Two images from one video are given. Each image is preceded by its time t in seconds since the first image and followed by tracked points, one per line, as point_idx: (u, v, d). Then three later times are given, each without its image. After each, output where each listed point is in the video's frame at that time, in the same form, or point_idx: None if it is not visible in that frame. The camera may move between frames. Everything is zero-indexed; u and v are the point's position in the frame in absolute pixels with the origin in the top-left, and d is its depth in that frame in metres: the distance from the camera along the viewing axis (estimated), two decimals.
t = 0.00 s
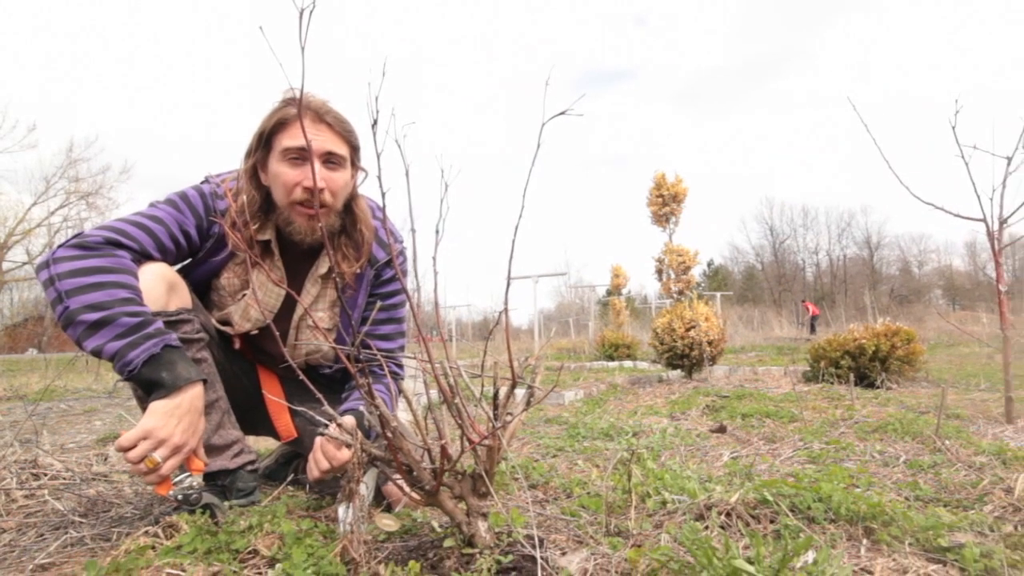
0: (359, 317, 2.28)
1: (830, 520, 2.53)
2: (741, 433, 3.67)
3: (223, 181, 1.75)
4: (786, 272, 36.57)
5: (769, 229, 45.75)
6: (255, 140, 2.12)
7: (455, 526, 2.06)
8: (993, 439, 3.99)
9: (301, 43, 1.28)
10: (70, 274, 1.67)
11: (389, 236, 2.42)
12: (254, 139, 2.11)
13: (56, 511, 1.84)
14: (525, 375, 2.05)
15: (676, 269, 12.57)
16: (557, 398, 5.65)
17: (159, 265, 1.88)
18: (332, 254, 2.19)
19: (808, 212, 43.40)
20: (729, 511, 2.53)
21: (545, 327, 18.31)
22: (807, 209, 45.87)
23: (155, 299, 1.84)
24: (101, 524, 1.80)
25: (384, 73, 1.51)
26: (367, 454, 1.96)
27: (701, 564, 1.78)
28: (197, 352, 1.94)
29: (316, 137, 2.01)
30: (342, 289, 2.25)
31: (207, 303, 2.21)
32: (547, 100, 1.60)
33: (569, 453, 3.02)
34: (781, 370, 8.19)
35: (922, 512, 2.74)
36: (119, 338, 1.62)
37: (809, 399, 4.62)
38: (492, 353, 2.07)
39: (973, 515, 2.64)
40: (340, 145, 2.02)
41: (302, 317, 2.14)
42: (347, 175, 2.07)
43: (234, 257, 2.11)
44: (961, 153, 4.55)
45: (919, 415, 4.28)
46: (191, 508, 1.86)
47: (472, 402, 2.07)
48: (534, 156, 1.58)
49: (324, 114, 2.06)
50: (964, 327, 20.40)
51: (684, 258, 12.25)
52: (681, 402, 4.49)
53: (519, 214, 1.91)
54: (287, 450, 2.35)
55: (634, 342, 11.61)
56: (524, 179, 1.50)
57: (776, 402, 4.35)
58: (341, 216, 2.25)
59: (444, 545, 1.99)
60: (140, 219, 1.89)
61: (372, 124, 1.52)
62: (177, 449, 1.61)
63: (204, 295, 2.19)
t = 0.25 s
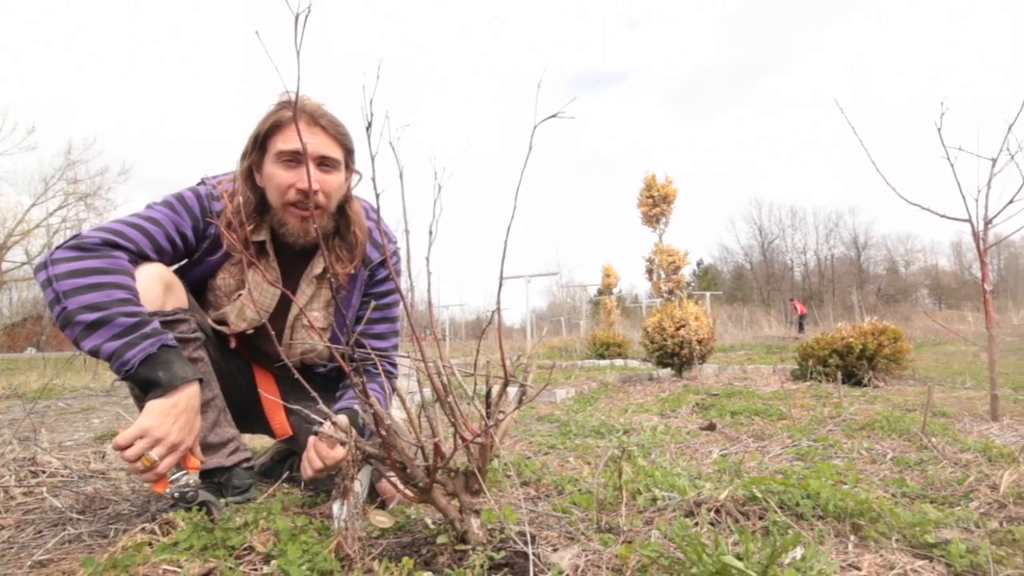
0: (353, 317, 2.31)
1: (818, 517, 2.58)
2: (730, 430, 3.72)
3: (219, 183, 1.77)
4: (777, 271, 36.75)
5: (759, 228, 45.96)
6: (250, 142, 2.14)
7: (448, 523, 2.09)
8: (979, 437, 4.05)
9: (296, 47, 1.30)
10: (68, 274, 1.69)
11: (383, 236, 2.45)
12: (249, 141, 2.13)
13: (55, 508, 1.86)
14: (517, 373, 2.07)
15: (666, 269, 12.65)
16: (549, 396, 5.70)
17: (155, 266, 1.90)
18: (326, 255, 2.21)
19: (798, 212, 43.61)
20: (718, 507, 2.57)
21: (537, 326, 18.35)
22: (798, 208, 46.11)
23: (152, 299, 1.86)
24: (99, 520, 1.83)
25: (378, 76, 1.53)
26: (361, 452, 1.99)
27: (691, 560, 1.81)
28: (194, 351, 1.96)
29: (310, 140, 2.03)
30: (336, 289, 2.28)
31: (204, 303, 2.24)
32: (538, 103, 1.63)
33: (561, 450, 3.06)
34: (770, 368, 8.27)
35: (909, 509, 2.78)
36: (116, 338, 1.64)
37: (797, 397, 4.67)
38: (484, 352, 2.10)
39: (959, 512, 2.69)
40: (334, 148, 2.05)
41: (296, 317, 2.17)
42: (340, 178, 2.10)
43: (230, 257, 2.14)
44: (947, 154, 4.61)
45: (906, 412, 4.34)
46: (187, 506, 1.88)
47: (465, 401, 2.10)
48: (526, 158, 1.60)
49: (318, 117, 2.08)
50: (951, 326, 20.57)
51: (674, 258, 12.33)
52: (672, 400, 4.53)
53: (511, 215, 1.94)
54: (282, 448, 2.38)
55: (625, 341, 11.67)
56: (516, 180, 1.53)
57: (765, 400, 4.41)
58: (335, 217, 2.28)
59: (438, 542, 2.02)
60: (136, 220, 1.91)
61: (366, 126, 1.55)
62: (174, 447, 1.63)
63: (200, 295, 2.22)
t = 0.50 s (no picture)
0: (348, 313, 2.34)
1: (809, 511, 2.62)
2: (722, 426, 3.76)
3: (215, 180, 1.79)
4: (769, 269, 36.89)
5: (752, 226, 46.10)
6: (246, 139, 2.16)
7: (443, 517, 2.12)
8: (968, 432, 4.10)
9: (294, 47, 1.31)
10: (67, 272, 1.71)
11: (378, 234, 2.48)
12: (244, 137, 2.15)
13: (55, 502, 1.89)
14: (511, 370, 2.10)
15: (659, 267, 12.71)
16: (542, 392, 5.73)
17: (154, 263, 1.92)
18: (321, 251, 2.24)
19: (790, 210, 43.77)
20: (710, 502, 2.60)
21: (530, 323, 18.40)
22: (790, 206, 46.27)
23: (150, 296, 1.88)
24: (98, 515, 1.85)
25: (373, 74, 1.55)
26: (357, 447, 2.01)
27: (683, 553, 1.84)
28: (192, 347, 1.98)
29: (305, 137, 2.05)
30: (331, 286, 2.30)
31: (201, 300, 2.27)
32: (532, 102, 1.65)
33: (554, 445, 3.10)
34: (761, 365, 8.33)
35: (898, 504, 2.83)
36: (115, 335, 1.67)
37: (788, 393, 4.72)
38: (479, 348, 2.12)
39: (948, 507, 2.73)
40: (329, 145, 2.07)
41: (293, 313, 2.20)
42: (335, 175, 2.12)
43: (227, 254, 2.17)
44: (936, 153, 4.66)
45: (895, 408, 4.39)
46: (185, 500, 1.90)
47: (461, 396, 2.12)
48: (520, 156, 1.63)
49: (313, 115, 2.11)
50: (942, 323, 20.72)
51: (666, 256, 12.38)
52: (664, 396, 4.58)
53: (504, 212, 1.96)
54: (279, 443, 2.41)
55: (618, 338, 11.73)
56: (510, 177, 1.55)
57: (756, 396, 4.45)
58: (329, 214, 2.31)
59: (433, 536, 2.05)
60: (134, 218, 1.94)
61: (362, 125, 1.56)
62: (173, 442, 1.65)
63: (198, 292, 2.24)
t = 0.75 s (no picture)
0: (346, 310, 2.36)
1: (801, 507, 2.65)
2: (715, 423, 3.79)
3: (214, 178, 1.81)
4: (764, 267, 36.99)
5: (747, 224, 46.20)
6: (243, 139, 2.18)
7: (439, 512, 2.14)
8: (958, 429, 4.14)
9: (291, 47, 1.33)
10: (67, 269, 1.73)
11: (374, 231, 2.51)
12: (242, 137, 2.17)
13: (55, 497, 1.92)
14: (507, 367, 2.12)
15: (653, 265, 12.75)
16: (536, 389, 5.77)
17: (153, 261, 1.94)
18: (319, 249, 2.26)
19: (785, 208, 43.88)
20: (704, 498, 2.63)
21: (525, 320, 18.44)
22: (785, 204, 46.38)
23: (149, 293, 1.91)
24: (99, 509, 1.88)
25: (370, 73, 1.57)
26: (355, 443, 2.03)
27: (677, 548, 1.87)
28: (190, 344, 2.00)
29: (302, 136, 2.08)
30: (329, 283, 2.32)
31: (200, 297, 2.29)
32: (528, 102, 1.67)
33: (549, 442, 3.12)
34: (754, 362, 8.38)
35: (890, 500, 2.86)
36: (115, 331, 1.69)
37: (781, 390, 4.76)
38: (475, 345, 2.14)
39: (939, 503, 2.76)
40: (326, 143, 2.09)
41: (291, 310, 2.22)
42: (332, 173, 2.14)
43: (226, 253, 2.19)
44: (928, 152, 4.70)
45: (886, 405, 4.43)
46: (184, 495, 1.93)
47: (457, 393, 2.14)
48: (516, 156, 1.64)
49: (310, 114, 2.13)
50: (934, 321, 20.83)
51: (660, 254, 12.43)
52: (658, 393, 4.61)
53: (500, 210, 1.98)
54: (277, 439, 2.44)
55: (612, 335, 11.77)
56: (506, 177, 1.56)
57: (749, 393, 4.49)
58: (326, 212, 2.33)
59: (429, 531, 2.08)
60: (134, 216, 1.96)
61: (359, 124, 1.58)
62: (169, 438, 1.67)
63: (197, 290, 2.27)
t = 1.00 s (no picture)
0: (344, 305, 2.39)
1: (795, 500, 2.68)
2: (709, 417, 3.82)
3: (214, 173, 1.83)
4: (761, 262, 37.05)
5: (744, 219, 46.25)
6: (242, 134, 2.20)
7: (437, 504, 2.17)
8: (951, 424, 4.18)
9: (290, 42, 1.34)
10: (69, 264, 1.75)
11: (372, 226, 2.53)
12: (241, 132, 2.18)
13: (57, 489, 1.95)
14: (504, 360, 2.14)
15: (649, 260, 12.79)
16: (532, 383, 5.80)
17: (153, 255, 1.96)
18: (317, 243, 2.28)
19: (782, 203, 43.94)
20: (699, 491, 2.67)
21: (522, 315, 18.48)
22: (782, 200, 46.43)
23: (150, 287, 1.93)
24: (100, 501, 1.90)
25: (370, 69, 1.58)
26: (353, 436, 2.05)
27: (672, 540, 1.90)
28: (190, 338, 2.03)
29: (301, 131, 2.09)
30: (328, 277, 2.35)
31: (200, 291, 2.31)
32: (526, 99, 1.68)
33: (545, 435, 3.15)
34: (749, 357, 8.42)
35: (883, 494, 2.90)
36: (116, 324, 1.71)
37: (775, 385, 4.80)
38: (472, 339, 2.16)
39: (932, 497, 2.80)
40: (324, 138, 2.11)
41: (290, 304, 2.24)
42: (330, 168, 2.16)
43: (225, 247, 2.21)
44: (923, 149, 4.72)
45: (880, 400, 4.47)
46: (183, 487, 1.96)
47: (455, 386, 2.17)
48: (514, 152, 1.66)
49: (308, 109, 2.14)
50: (928, 317, 20.92)
51: (657, 249, 12.46)
52: (653, 387, 4.65)
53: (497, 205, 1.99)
54: (276, 431, 2.46)
55: (608, 330, 11.81)
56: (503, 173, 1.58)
57: (743, 387, 4.52)
58: (325, 206, 2.35)
59: (426, 523, 2.10)
60: (134, 211, 1.98)
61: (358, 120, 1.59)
62: (170, 430, 1.69)
63: (197, 284, 2.29)
